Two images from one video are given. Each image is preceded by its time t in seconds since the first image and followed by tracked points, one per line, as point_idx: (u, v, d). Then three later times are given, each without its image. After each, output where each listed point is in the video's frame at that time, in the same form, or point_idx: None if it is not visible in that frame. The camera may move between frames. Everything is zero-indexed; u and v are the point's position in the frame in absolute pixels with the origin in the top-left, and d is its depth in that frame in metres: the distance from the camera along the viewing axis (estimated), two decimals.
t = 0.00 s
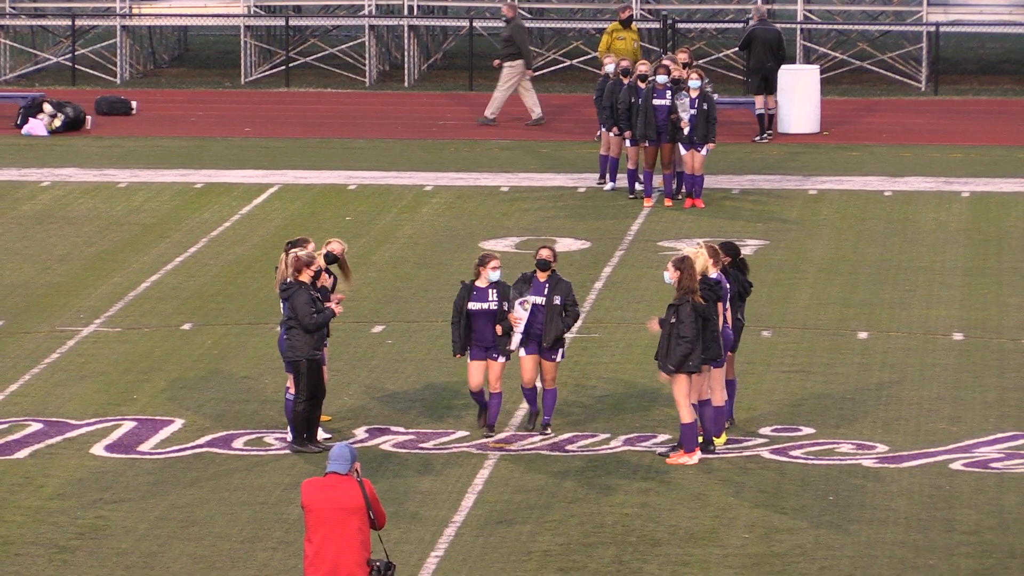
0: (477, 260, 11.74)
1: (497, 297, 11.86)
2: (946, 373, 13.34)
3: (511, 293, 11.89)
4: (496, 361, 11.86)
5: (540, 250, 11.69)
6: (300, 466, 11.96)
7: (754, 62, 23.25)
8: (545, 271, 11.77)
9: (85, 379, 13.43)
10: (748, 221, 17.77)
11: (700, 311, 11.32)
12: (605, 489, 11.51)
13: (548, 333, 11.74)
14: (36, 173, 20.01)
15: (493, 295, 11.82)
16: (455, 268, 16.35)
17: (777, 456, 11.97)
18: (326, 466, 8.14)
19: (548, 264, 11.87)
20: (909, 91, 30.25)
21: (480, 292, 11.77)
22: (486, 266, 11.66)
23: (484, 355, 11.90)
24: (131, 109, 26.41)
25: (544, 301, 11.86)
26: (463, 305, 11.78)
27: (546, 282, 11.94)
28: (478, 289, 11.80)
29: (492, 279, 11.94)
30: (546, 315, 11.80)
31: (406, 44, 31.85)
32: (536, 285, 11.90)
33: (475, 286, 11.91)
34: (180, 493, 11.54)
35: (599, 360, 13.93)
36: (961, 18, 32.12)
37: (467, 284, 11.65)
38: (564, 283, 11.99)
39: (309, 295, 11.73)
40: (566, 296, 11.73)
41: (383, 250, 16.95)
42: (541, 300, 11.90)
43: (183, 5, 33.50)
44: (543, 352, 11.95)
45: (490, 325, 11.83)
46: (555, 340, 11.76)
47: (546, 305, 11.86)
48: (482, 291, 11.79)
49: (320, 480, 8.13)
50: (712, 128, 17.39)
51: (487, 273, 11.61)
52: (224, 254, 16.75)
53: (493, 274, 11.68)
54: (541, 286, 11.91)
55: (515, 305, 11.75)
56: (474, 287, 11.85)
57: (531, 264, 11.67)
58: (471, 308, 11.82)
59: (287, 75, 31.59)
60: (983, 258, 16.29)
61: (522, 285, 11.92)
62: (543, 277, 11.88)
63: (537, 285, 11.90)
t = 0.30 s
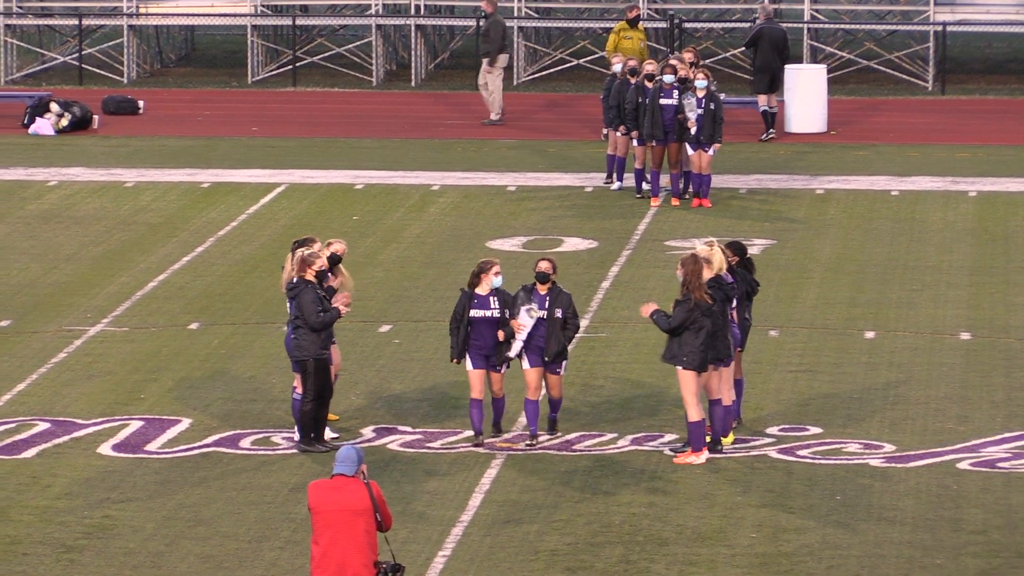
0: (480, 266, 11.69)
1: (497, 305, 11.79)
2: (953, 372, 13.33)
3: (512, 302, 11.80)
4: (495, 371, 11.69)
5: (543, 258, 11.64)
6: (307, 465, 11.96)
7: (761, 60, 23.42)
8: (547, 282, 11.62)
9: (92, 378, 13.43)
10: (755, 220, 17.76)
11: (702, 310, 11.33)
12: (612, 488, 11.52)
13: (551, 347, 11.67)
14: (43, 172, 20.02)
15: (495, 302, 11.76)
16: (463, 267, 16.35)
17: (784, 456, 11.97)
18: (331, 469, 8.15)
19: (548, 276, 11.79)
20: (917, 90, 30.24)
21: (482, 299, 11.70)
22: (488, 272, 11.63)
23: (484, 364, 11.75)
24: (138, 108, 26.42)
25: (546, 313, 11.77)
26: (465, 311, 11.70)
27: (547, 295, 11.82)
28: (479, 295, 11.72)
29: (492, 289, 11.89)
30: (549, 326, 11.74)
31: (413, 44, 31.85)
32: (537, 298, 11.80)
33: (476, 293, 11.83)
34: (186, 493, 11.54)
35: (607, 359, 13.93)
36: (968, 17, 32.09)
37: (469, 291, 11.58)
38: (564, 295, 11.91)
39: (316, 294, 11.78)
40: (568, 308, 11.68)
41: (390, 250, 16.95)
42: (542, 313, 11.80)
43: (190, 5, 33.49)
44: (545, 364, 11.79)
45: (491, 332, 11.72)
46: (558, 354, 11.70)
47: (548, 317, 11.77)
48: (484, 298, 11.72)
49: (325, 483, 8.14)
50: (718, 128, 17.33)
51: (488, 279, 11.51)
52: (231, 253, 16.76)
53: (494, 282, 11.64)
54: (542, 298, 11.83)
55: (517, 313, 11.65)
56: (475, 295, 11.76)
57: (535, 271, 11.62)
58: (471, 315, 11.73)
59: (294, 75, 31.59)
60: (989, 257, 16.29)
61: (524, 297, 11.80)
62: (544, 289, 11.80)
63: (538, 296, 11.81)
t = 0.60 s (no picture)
0: (504, 266, 11.70)
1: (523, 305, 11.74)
2: (984, 370, 13.33)
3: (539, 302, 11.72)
4: (519, 371, 11.72)
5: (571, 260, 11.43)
6: (338, 463, 11.97)
7: (788, 58, 23.44)
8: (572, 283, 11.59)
9: (122, 376, 13.44)
10: (784, 218, 17.75)
11: (735, 306, 11.37)
12: (642, 486, 11.52)
13: (577, 347, 11.59)
14: (69, 169, 20.06)
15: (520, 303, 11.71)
16: (493, 265, 16.35)
17: (815, 454, 11.97)
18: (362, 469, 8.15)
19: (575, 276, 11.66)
20: (946, 88, 30.19)
21: (506, 300, 11.66)
22: (511, 272, 11.62)
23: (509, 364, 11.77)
24: (168, 105, 26.47)
25: (573, 313, 11.66)
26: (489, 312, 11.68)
27: (575, 294, 11.69)
28: (504, 295, 11.71)
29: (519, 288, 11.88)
30: (576, 326, 11.65)
31: (442, 42, 31.87)
32: (564, 297, 11.68)
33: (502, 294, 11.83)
34: (216, 490, 11.55)
35: (636, 358, 13.93)
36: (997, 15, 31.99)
37: (491, 293, 11.56)
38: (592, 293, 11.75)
39: (345, 293, 11.71)
40: (594, 309, 11.57)
41: (420, 249, 16.96)
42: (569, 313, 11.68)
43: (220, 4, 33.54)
44: (572, 363, 11.74)
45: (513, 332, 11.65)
46: (585, 353, 11.61)
47: (575, 317, 11.66)
48: (509, 299, 11.68)
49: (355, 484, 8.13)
50: (749, 126, 17.41)
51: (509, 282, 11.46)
52: (257, 251, 16.77)
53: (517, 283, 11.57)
54: (570, 297, 11.69)
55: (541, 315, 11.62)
56: (501, 295, 11.73)
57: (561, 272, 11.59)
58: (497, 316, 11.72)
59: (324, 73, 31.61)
60: (1019, 256, 16.27)
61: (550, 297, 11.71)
62: (571, 289, 11.66)
63: (565, 296, 11.70)
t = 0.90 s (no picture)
0: (514, 268, 11.42)
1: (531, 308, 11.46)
2: (991, 365, 13.43)
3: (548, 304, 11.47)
4: (528, 373, 11.41)
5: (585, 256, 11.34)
6: (350, 457, 12.06)
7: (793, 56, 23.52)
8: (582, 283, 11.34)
9: (137, 371, 13.54)
10: (794, 214, 17.84)
11: (749, 301, 11.50)
12: (652, 480, 11.62)
13: (588, 347, 11.35)
14: (85, 165, 20.19)
15: (528, 306, 11.44)
16: (505, 260, 16.46)
17: (823, 448, 12.07)
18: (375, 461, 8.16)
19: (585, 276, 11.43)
20: (953, 86, 30.31)
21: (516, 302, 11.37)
22: (521, 274, 11.35)
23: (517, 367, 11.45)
24: (182, 103, 26.64)
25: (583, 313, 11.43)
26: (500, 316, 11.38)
27: (584, 295, 11.47)
28: (513, 298, 11.43)
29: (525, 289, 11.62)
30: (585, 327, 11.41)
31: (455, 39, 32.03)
32: (573, 298, 11.45)
33: (509, 297, 11.55)
34: (229, 484, 11.65)
35: (646, 352, 14.03)
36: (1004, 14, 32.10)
37: (503, 294, 11.27)
38: (600, 294, 11.53)
39: (357, 289, 11.80)
40: (605, 309, 11.34)
41: (432, 244, 17.06)
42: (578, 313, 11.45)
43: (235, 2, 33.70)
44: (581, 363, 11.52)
45: (522, 336, 11.34)
46: (595, 354, 11.37)
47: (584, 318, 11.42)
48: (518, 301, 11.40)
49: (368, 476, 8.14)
50: (759, 122, 17.55)
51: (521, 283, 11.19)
52: (269, 246, 16.87)
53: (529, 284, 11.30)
54: (578, 299, 11.47)
55: (549, 317, 11.35)
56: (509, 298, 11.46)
57: (574, 272, 11.33)
58: (506, 320, 11.42)
59: (338, 70, 31.75)
60: None
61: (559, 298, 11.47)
62: (581, 290, 11.44)
63: (574, 297, 11.47)
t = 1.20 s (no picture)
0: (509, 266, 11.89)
1: (525, 305, 11.91)
2: (967, 353, 14.09)
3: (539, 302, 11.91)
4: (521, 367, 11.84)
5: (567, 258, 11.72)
6: (360, 441, 12.73)
7: (776, 61, 24.33)
8: (569, 282, 11.78)
9: (156, 359, 14.22)
10: (781, 210, 18.51)
11: (741, 292, 12.11)
12: (645, 462, 12.30)
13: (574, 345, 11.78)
14: (105, 164, 20.89)
15: (524, 302, 11.90)
16: (506, 253, 17.13)
17: (807, 432, 12.74)
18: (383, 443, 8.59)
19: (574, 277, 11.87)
20: (933, 88, 31.07)
21: (511, 298, 11.83)
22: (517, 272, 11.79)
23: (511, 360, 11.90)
24: (200, 104, 27.30)
25: (570, 313, 11.86)
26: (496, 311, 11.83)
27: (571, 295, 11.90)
28: (509, 295, 11.89)
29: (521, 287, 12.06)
30: (572, 326, 11.84)
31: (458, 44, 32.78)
32: (562, 298, 11.87)
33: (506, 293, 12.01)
34: (244, 466, 12.33)
35: (640, 341, 14.71)
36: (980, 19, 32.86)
37: (500, 290, 11.73)
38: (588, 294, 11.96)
39: (365, 281, 12.41)
40: (592, 310, 11.77)
41: (436, 238, 17.73)
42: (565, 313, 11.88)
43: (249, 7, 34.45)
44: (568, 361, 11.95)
45: (518, 331, 11.80)
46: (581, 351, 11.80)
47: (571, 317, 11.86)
48: (514, 297, 11.86)
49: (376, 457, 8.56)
50: (747, 122, 18.18)
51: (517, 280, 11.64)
52: (281, 241, 17.55)
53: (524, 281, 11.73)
54: (567, 299, 11.89)
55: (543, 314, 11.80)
56: (505, 295, 11.90)
57: (556, 272, 11.81)
58: (503, 315, 11.87)
59: (348, 73, 32.47)
60: (1002, 245, 17.06)
61: (549, 297, 11.91)
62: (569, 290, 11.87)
63: (563, 297, 11.90)
